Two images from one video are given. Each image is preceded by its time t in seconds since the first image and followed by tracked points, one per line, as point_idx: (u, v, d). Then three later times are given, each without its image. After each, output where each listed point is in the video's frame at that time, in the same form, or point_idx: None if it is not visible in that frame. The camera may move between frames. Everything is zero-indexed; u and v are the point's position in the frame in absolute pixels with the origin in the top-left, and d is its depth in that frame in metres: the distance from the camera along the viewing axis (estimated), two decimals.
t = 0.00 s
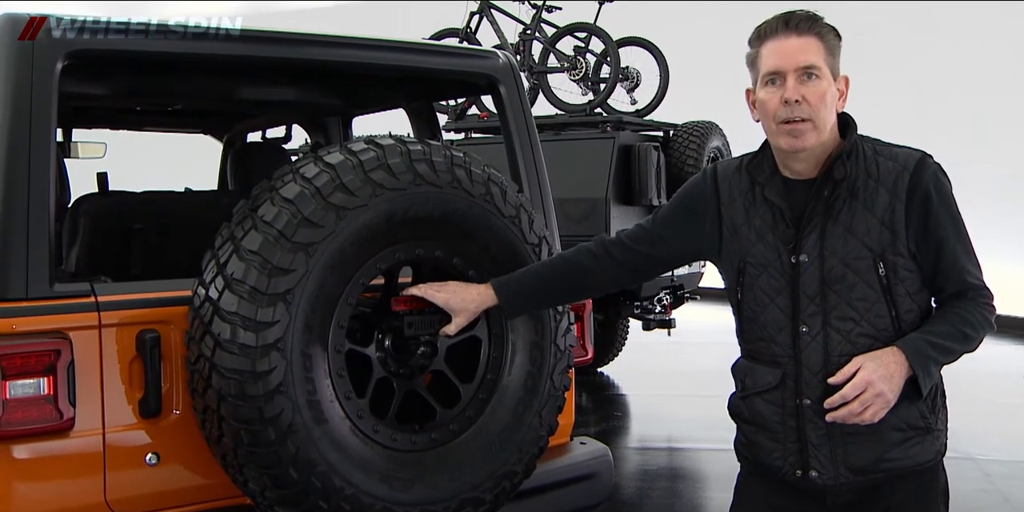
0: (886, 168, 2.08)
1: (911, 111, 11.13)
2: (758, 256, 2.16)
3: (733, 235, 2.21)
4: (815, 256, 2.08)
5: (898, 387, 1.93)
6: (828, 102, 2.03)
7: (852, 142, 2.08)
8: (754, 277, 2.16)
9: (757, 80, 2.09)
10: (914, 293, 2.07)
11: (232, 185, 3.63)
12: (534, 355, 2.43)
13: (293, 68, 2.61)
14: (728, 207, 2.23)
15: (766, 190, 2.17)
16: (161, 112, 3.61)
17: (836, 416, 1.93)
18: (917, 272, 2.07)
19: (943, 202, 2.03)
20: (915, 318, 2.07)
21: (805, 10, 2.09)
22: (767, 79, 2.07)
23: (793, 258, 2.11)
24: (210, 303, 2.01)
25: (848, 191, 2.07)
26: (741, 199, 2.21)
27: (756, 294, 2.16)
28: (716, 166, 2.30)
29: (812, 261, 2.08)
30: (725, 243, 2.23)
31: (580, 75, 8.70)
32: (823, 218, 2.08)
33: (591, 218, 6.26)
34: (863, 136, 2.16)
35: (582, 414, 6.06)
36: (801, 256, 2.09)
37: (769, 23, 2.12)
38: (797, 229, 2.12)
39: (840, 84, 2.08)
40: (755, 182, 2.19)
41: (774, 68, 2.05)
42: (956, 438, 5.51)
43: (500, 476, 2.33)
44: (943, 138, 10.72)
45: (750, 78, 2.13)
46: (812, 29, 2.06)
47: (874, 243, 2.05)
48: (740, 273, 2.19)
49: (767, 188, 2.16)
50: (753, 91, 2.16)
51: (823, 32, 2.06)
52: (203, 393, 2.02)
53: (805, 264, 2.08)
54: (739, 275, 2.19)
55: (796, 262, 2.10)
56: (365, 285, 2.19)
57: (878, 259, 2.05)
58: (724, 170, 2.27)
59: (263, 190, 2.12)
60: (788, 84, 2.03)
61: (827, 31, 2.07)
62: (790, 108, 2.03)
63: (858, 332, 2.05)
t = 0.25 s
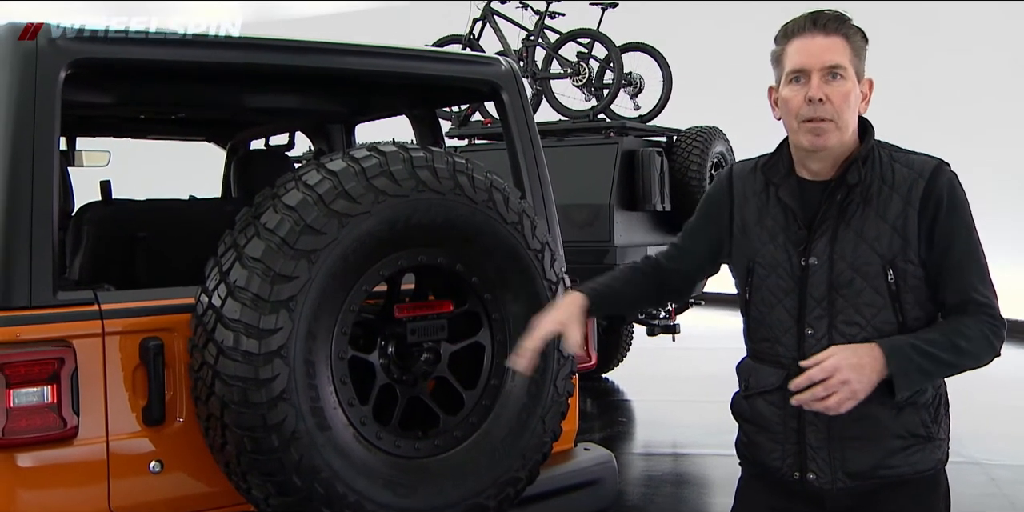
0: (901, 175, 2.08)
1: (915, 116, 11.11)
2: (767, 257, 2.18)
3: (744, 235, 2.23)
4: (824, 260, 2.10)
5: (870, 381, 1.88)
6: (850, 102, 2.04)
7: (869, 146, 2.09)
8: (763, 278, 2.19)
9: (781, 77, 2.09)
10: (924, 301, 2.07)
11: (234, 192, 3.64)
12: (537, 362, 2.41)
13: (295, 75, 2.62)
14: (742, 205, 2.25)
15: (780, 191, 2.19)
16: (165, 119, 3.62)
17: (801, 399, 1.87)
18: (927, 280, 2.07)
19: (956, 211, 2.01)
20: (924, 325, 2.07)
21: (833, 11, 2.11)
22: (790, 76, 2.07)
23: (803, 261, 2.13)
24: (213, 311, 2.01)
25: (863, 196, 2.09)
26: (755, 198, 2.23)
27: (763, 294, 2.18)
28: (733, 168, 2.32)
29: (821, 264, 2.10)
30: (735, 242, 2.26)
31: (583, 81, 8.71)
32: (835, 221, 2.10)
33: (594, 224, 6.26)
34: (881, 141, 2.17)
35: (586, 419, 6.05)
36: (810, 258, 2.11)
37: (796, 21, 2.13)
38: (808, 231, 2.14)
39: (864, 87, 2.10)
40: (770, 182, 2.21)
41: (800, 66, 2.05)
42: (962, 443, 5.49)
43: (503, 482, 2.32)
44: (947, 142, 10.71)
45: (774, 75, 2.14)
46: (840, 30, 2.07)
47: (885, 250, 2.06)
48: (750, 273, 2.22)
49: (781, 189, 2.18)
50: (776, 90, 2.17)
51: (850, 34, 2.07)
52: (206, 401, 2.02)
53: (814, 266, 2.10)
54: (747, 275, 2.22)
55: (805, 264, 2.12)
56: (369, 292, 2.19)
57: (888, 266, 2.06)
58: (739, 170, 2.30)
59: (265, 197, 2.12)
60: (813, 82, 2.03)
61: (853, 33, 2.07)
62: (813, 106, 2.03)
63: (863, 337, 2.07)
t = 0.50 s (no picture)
0: (897, 179, 2.11)
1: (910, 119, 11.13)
2: (764, 259, 2.23)
3: (743, 238, 2.29)
4: (819, 263, 2.14)
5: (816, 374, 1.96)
6: (851, 103, 2.07)
7: (867, 149, 2.12)
8: (760, 280, 2.24)
9: (782, 78, 2.12)
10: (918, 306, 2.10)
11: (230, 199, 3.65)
12: (531, 368, 2.41)
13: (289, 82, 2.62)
14: (741, 208, 2.30)
15: (778, 194, 2.23)
16: (159, 126, 3.63)
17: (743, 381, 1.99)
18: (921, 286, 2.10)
19: (951, 217, 2.03)
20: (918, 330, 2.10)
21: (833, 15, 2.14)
22: (791, 77, 2.10)
23: (798, 264, 2.17)
24: (206, 317, 2.00)
25: (858, 200, 2.12)
26: (755, 201, 2.28)
27: (760, 296, 2.24)
28: (734, 170, 2.37)
29: (815, 267, 2.14)
30: (735, 243, 2.31)
31: (578, 86, 8.72)
32: (830, 225, 2.14)
33: (590, 229, 6.26)
34: (880, 146, 2.20)
35: (583, 424, 6.05)
36: (805, 261, 2.15)
37: (797, 23, 2.16)
38: (804, 233, 2.18)
39: (863, 90, 2.13)
40: (769, 185, 2.26)
41: (801, 67, 2.08)
42: (958, 446, 5.50)
43: (498, 488, 2.32)
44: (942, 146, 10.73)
45: (775, 78, 2.18)
46: (840, 32, 2.10)
47: (879, 254, 2.09)
48: (747, 275, 2.28)
49: (779, 191, 2.23)
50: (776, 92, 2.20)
51: (850, 36, 2.10)
52: (200, 407, 2.02)
53: (809, 269, 2.15)
54: (744, 277, 2.28)
55: (800, 267, 2.16)
56: (362, 298, 2.20)
57: (882, 270, 2.09)
58: (740, 172, 2.35)
59: (259, 203, 2.12)
60: (814, 83, 2.06)
61: (853, 35, 2.11)
62: (814, 107, 2.06)
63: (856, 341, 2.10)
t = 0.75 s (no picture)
0: (888, 177, 2.12)
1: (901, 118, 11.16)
2: (755, 256, 2.23)
3: (734, 234, 2.28)
4: (809, 259, 2.14)
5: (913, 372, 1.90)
6: (841, 106, 2.07)
7: (857, 148, 2.12)
8: (750, 276, 2.23)
9: (771, 82, 2.12)
10: (907, 303, 2.11)
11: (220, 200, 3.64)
12: (522, 368, 2.40)
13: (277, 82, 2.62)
14: (733, 206, 2.30)
15: (769, 190, 2.23)
16: (149, 128, 3.62)
17: (860, 388, 1.87)
18: (910, 283, 2.10)
19: (943, 215, 2.05)
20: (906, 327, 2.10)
21: (822, 13, 2.13)
22: (779, 82, 2.10)
23: (788, 260, 2.17)
24: (194, 319, 2.00)
25: (849, 198, 2.12)
26: (746, 198, 2.28)
27: (750, 292, 2.23)
28: (727, 166, 2.37)
29: (806, 264, 2.14)
30: (726, 241, 2.31)
31: (570, 86, 8.72)
32: (821, 222, 2.14)
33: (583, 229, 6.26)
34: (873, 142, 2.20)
35: (577, 424, 6.05)
36: (795, 257, 2.15)
37: (784, 23, 2.15)
38: (795, 230, 2.18)
39: (852, 88, 2.13)
40: (760, 182, 2.26)
41: (789, 72, 2.08)
42: (950, 443, 5.52)
43: (489, 488, 2.33)
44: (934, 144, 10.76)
45: (763, 76, 2.17)
46: (828, 33, 2.10)
47: (869, 251, 2.09)
48: (738, 270, 2.27)
49: (770, 188, 2.23)
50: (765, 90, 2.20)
51: (838, 37, 2.10)
52: (189, 409, 2.01)
53: (799, 265, 2.14)
54: (735, 273, 2.27)
55: (790, 263, 2.16)
56: (351, 299, 2.20)
57: (871, 267, 2.09)
58: (732, 169, 2.35)
59: (247, 204, 2.12)
60: (803, 88, 2.06)
61: (841, 36, 2.10)
62: (804, 113, 2.06)
63: (844, 339, 2.10)
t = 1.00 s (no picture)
0: (890, 180, 2.12)
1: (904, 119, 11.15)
2: (754, 258, 2.22)
3: (733, 237, 2.28)
4: (809, 261, 2.13)
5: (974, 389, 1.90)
6: (844, 110, 2.07)
7: (859, 151, 2.12)
8: (749, 277, 2.23)
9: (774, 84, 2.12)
10: (907, 305, 2.10)
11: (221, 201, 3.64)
12: (523, 369, 2.40)
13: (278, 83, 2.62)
14: (733, 208, 2.30)
15: (769, 193, 2.23)
16: (150, 129, 3.62)
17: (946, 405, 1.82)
18: (911, 286, 2.10)
19: (948, 218, 2.05)
20: (906, 330, 2.10)
21: (826, 15, 2.12)
22: (783, 85, 2.09)
23: (789, 262, 2.17)
24: (195, 320, 2.00)
25: (850, 201, 2.12)
26: (746, 199, 2.28)
27: (749, 293, 2.22)
28: (727, 169, 2.37)
29: (806, 266, 2.13)
30: (725, 244, 2.30)
31: (572, 87, 8.72)
32: (822, 224, 2.14)
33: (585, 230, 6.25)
34: (873, 146, 2.20)
35: (579, 425, 6.04)
36: (795, 259, 2.15)
37: (788, 25, 2.15)
38: (795, 232, 2.18)
39: (855, 90, 2.13)
40: (760, 184, 2.26)
41: (793, 75, 2.08)
42: (952, 445, 5.50)
43: (489, 489, 2.33)
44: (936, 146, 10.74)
45: (766, 79, 2.17)
46: (833, 37, 2.09)
47: (870, 254, 2.09)
48: (738, 272, 2.26)
49: (770, 190, 2.23)
50: (768, 92, 2.20)
51: (843, 41, 2.09)
52: (189, 410, 2.01)
53: (799, 267, 2.14)
54: (734, 275, 2.26)
55: (791, 265, 2.16)
56: (352, 300, 2.20)
57: (872, 270, 2.09)
58: (732, 172, 2.34)
59: (248, 206, 2.12)
60: (807, 91, 2.06)
61: (846, 39, 2.10)
62: (809, 116, 2.06)
63: (844, 341, 2.10)
